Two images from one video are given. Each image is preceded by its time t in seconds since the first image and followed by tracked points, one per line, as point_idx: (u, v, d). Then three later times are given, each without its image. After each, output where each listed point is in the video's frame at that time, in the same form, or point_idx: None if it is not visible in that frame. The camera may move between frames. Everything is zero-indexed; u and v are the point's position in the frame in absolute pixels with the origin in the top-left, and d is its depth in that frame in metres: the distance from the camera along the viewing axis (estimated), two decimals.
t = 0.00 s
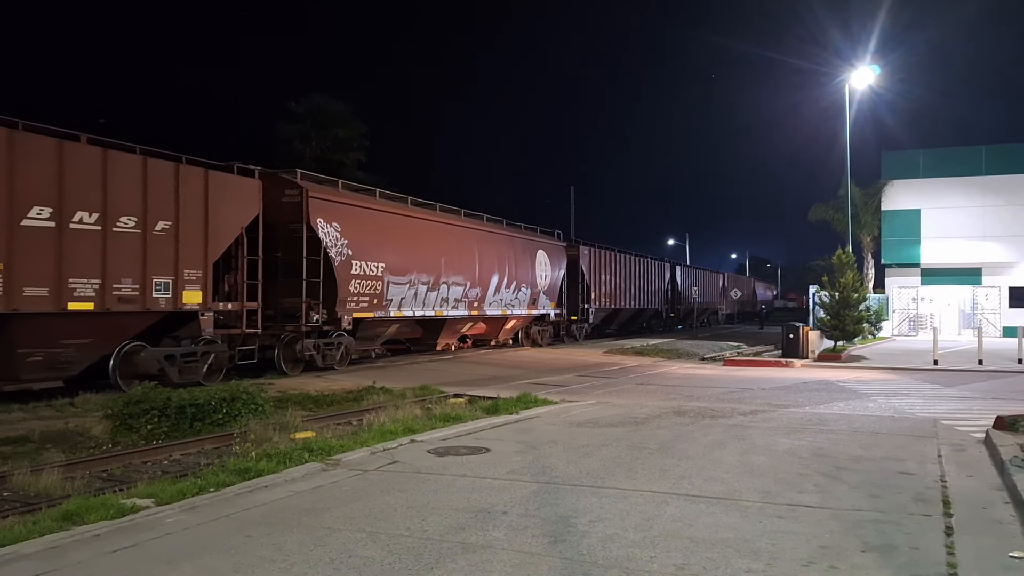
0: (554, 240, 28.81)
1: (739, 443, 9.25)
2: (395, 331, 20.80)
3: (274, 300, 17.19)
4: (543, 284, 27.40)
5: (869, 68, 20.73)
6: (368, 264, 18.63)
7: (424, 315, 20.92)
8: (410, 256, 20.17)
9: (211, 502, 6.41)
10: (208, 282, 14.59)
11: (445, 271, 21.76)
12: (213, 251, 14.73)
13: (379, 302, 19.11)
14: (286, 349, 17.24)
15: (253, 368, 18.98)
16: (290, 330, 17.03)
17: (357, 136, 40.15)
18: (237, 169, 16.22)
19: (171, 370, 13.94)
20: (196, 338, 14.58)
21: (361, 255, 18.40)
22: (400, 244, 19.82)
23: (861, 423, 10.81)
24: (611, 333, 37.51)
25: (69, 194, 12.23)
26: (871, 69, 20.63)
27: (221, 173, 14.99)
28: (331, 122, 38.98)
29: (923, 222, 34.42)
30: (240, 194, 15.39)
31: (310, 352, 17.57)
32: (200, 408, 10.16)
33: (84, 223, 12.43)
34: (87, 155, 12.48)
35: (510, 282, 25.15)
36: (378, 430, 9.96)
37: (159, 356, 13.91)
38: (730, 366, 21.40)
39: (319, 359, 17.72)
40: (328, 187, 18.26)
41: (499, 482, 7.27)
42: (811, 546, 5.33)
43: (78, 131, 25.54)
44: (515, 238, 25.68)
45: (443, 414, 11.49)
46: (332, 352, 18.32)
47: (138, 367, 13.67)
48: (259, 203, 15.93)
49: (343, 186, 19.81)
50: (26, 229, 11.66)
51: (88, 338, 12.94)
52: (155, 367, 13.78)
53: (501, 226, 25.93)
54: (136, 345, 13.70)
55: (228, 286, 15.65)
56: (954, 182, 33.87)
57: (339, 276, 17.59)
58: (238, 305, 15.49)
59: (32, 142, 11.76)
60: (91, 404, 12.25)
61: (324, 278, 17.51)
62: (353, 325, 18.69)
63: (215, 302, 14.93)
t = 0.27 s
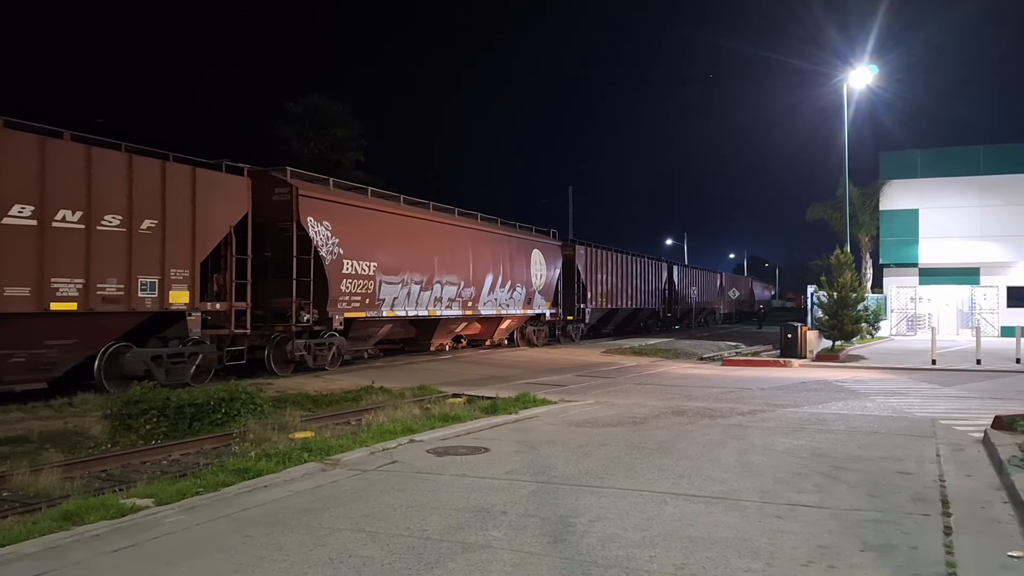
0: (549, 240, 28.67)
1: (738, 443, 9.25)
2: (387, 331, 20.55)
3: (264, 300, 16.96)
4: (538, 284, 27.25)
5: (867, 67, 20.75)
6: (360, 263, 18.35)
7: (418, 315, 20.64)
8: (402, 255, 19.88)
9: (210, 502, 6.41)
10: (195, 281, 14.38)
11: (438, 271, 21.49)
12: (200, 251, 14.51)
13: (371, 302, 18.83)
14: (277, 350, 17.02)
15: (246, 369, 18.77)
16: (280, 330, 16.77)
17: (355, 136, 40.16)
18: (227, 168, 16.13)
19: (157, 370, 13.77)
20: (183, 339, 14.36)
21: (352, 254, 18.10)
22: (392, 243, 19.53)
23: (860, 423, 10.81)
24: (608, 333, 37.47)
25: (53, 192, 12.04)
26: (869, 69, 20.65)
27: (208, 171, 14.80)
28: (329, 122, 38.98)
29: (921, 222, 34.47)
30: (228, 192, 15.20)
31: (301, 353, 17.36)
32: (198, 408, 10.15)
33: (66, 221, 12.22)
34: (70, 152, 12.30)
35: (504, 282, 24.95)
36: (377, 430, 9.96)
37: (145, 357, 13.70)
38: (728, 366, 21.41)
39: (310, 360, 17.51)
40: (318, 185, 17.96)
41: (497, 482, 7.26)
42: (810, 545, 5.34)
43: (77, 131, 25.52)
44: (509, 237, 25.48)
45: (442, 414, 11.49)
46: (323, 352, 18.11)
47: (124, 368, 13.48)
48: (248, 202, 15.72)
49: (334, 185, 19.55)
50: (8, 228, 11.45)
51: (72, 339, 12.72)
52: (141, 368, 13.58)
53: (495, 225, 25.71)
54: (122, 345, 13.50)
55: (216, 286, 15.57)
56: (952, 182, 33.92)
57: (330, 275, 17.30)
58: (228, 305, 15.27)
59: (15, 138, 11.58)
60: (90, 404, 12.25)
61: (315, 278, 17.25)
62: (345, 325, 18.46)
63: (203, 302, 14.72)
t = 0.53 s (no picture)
0: (545, 239, 28.49)
1: (737, 443, 9.27)
2: (379, 332, 20.23)
3: (251, 300, 16.64)
4: (533, 284, 27.04)
5: (865, 67, 20.77)
6: (351, 262, 18.00)
7: (410, 315, 20.32)
8: (394, 255, 19.55)
9: (210, 502, 6.41)
10: (180, 281, 14.09)
11: (431, 270, 21.18)
12: (185, 250, 14.23)
13: (362, 302, 18.50)
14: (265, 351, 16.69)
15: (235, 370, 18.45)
16: (268, 330, 16.44)
17: (353, 136, 40.17)
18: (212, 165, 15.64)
19: (141, 371, 13.51)
20: (169, 340, 14.11)
21: (343, 253, 17.76)
22: (384, 242, 19.21)
23: (858, 423, 10.83)
24: (603, 333, 37.41)
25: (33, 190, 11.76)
26: (867, 69, 20.67)
27: (193, 169, 14.51)
28: (327, 122, 38.97)
29: (919, 221, 34.52)
30: (214, 191, 14.93)
31: (291, 354, 17.02)
32: (197, 409, 10.15)
33: (46, 220, 11.94)
34: (50, 148, 12.01)
35: (499, 282, 24.70)
36: (375, 430, 9.97)
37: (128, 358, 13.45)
38: (726, 366, 21.41)
39: (300, 361, 17.16)
40: (307, 184, 17.57)
41: (496, 482, 7.27)
42: (810, 546, 5.35)
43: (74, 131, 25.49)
44: (503, 236, 25.23)
45: (440, 414, 11.51)
46: (313, 353, 17.74)
47: (106, 370, 13.24)
48: (235, 200, 15.45)
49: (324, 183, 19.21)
50: None
51: (53, 340, 12.44)
52: (124, 369, 13.34)
53: (489, 224, 25.44)
54: (105, 346, 13.27)
55: (203, 286, 15.21)
56: (950, 182, 33.96)
57: (320, 275, 16.96)
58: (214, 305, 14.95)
59: None
60: (89, 404, 12.25)
61: (305, 278, 16.92)
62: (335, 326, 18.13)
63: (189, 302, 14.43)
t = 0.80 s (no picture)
0: (540, 239, 28.33)
1: (736, 443, 9.28)
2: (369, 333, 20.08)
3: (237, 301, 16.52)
4: (527, 284, 26.88)
5: (863, 67, 20.77)
6: (341, 262, 17.79)
7: (402, 315, 20.12)
8: (386, 254, 19.34)
9: (210, 503, 6.42)
10: (164, 281, 13.88)
11: (424, 270, 20.98)
12: (170, 249, 14.02)
13: (353, 302, 18.28)
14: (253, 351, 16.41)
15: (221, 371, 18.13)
16: (257, 330, 16.24)
17: (351, 137, 40.16)
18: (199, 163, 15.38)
19: (125, 372, 13.26)
20: (154, 341, 13.88)
21: (333, 253, 17.54)
22: (376, 241, 19.00)
23: (857, 423, 10.85)
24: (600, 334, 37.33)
25: (12, 188, 11.57)
26: (865, 69, 20.68)
27: (177, 168, 14.34)
28: (325, 122, 38.93)
29: (918, 221, 34.55)
30: (199, 190, 14.76)
31: (279, 355, 16.81)
32: (196, 409, 10.15)
33: (26, 218, 11.76)
34: (30, 146, 11.83)
35: (492, 281, 24.51)
36: (374, 430, 9.98)
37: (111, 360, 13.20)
38: (724, 366, 21.43)
39: (289, 362, 16.96)
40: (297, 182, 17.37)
41: (496, 483, 7.27)
42: (809, 546, 5.36)
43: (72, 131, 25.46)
44: (496, 234, 25.02)
45: (439, 414, 11.52)
46: (302, 354, 17.59)
47: (88, 372, 12.97)
48: (220, 199, 15.28)
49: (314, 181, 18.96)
50: None
51: (34, 341, 12.21)
52: (107, 371, 13.08)
53: (484, 224, 25.26)
54: (87, 347, 13.02)
55: (189, 286, 15.04)
56: (948, 182, 33.99)
57: (309, 275, 16.74)
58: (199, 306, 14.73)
59: None
60: (88, 405, 12.26)
61: (294, 278, 16.70)
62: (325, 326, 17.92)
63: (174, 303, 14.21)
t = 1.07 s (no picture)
0: (535, 238, 28.18)
1: (735, 443, 9.30)
2: (360, 333, 19.85)
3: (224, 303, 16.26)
4: (523, 284, 26.73)
5: (861, 68, 20.81)
6: (332, 262, 17.62)
7: (395, 316, 19.94)
8: (378, 254, 19.17)
9: (209, 503, 6.42)
10: (149, 281, 13.60)
11: (417, 270, 20.82)
12: (155, 248, 13.73)
13: (344, 303, 18.11)
14: (242, 352, 16.18)
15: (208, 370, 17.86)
16: (245, 332, 16.03)
17: (350, 137, 40.17)
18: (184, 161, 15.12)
19: (109, 375, 12.98)
20: (138, 342, 13.62)
21: (323, 252, 17.37)
22: (367, 241, 18.84)
23: (856, 423, 10.87)
24: (594, 334, 37.16)
25: None
26: (863, 69, 20.71)
27: (162, 165, 14.02)
28: (323, 122, 38.93)
29: (916, 221, 34.57)
30: (185, 188, 14.48)
31: (268, 356, 16.58)
32: (196, 409, 10.13)
33: (4, 217, 11.39)
34: (9, 142, 11.49)
35: (486, 281, 24.33)
36: (374, 430, 9.99)
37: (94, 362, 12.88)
38: (723, 366, 21.43)
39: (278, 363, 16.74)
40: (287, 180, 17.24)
41: (496, 483, 7.27)
42: (809, 546, 5.37)
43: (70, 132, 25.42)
44: (491, 234, 24.83)
45: (438, 414, 11.54)
46: (291, 355, 17.38)
47: (70, 374, 12.61)
48: (206, 197, 15.00)
49: (303, 179, 18.77)
50: None
51: (14, 343, 11.91)
52: (90, 374, 12.76)
53: (478, 223, 25.12)
54: (69, 349, 12.69)
55: (176, 286, 14.84)
56: (946, 182, 34.03)
57: (298, 275, 16.56)
58: (185, 307, 14.51)
59: None
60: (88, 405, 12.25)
61: (283, 278, 16.54)
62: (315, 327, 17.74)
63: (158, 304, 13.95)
